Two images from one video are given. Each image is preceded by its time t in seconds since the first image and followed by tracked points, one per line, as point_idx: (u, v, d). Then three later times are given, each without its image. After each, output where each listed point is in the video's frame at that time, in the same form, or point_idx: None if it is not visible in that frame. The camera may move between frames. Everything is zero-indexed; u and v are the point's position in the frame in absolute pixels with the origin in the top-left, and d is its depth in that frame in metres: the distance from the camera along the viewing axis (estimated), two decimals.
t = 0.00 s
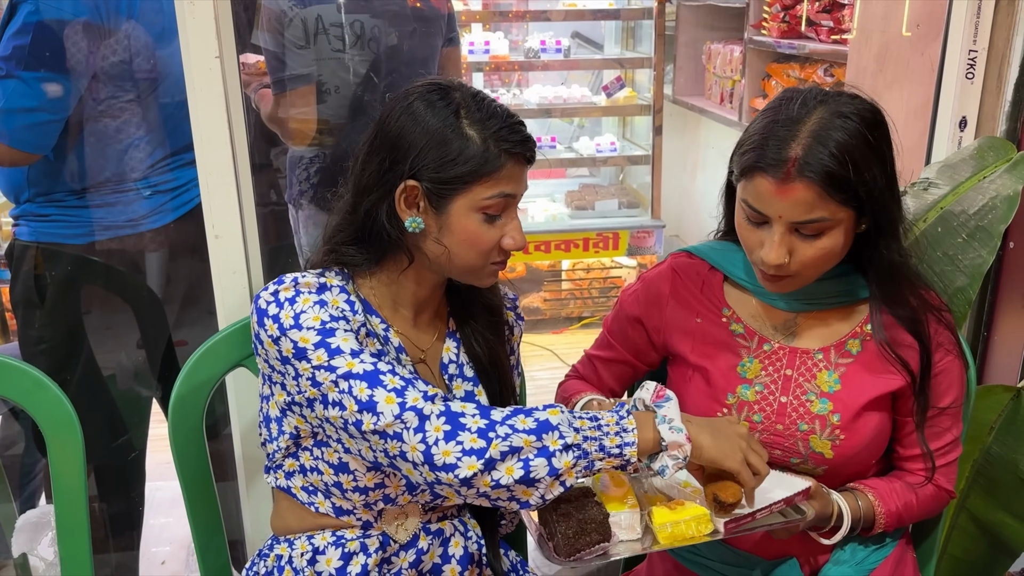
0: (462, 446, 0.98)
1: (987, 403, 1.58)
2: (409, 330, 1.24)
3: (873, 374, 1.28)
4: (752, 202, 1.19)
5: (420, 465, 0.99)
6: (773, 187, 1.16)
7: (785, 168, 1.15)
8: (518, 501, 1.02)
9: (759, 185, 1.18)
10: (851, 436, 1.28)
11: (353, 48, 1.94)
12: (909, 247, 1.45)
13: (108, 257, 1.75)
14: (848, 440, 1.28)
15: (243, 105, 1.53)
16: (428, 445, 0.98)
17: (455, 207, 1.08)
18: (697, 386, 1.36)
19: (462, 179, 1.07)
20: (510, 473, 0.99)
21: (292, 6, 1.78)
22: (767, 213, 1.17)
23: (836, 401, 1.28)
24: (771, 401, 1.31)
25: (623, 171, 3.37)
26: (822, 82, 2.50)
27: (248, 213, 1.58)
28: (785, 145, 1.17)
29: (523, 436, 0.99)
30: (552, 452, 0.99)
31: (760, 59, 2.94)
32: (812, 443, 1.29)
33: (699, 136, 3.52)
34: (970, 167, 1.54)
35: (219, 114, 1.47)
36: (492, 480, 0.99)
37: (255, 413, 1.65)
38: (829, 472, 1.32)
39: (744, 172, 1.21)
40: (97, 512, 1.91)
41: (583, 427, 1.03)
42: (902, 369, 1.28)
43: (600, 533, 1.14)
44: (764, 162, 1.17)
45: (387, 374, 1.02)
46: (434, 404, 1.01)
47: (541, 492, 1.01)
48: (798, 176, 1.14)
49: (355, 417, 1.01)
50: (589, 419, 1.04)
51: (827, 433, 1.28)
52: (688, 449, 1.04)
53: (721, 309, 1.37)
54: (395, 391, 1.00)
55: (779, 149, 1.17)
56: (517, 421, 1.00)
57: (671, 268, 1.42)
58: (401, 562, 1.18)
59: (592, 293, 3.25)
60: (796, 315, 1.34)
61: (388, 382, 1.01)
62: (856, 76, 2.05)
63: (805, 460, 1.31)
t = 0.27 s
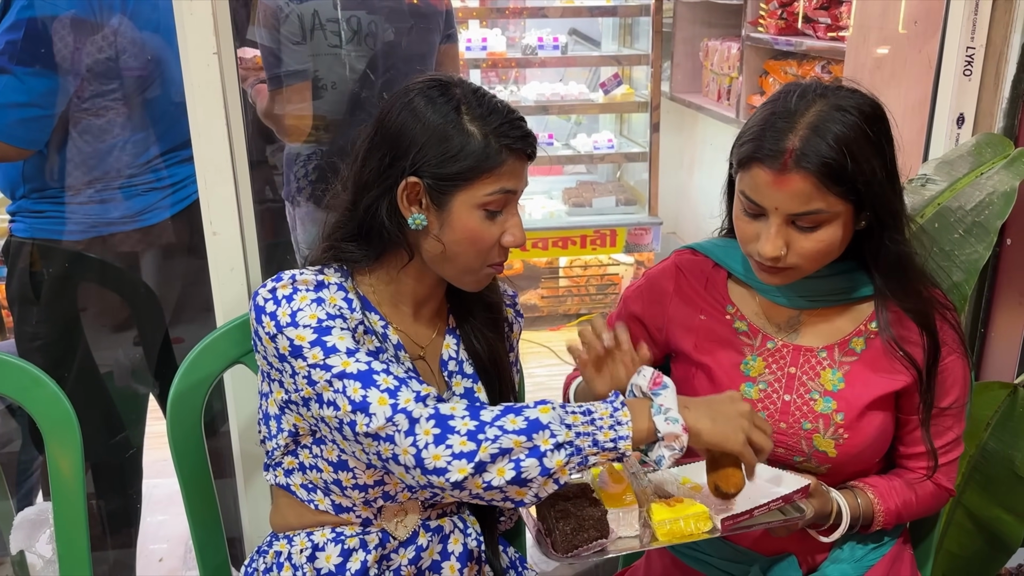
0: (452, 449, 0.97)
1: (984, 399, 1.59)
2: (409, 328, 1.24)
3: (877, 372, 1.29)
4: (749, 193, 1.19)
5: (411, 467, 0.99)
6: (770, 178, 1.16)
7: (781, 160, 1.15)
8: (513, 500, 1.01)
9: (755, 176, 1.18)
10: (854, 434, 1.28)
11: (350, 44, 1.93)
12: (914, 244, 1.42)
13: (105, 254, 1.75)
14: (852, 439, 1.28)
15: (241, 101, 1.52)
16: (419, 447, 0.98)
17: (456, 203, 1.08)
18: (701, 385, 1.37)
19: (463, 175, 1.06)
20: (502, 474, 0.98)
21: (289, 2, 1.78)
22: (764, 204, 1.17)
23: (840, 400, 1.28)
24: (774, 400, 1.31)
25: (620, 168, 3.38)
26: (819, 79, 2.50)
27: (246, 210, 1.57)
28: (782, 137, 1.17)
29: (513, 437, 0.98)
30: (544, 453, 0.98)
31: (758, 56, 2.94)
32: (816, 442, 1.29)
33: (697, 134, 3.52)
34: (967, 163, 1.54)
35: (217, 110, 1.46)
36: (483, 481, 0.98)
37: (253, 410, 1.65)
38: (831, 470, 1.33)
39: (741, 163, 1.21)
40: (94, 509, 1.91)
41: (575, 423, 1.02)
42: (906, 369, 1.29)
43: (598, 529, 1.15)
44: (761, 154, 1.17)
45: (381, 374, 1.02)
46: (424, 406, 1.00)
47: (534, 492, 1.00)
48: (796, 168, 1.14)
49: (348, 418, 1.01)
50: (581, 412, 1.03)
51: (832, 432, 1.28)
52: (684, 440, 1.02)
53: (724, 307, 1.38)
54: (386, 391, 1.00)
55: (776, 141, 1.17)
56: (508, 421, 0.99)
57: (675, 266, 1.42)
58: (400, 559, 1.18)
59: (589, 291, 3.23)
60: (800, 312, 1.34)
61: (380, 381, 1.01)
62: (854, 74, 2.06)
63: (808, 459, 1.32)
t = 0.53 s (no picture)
0: (379, 495, 0.90)
1: (980, 394, 1.59)
2: (402, 324, 1.25)
3: (873, 365, 1.29)
4: (738, 195, 1.19)
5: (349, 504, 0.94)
6: (758, 180, 1.16)
7: (768, 162, 1.15)
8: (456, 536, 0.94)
9: (743, 179, 1.18)
10: (850, 427, 1.28)
11: (345, 40, 1.91)
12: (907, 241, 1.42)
13: (101, 250, 1.74)
14: (848, 432, 1.28)
15: (237, 97, 1.52)
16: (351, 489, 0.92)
17: (433, 187, 1.07)
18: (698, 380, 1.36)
19: (436, 156, 1.06)
20: (433, 515, 0.90)
21: None
22: (753, 206, 1.17)
23: (835, 393, 1.28)
24: (770, 394, 1.31)
25: (617, 164, 3.36)
26: (816, 75, 2.51)
27: (242, 205, 1.57)
28: (769, 139, 1.17)
29: (439, 477, 0.90)
30: (474, 491, 0.90)
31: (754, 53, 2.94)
32: (811, 435, 1.30)
33: (694, 130, 3.52)
34: (964, 158, 1.54)
35: (213, 106, 1.46)
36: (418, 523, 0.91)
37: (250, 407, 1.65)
38: (828, 463, 1.32)
39: (729, 166, 1.21)
40: (91, 506, 1.91)
41: (504, 448, 0.91)
42: (902, 362, 1.28)
43: (594, 529, 1.15)
44: (748, 156, 1.17)
45: (330, 399, 0.97)
46: (361, 447, 0.93)
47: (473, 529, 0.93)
48: (782, 168, 1.14)
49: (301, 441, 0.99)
50: (510, 436, 0.91)
51: (827, 425, 1.28)
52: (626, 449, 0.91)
53: (720, 302, 1.39)
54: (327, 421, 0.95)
55: (763, 143, 1.17)
56: (431, 461, 0.90)
57: (670, 263, 1.43)
58: (398, 555, 1.17)
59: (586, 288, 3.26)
60: (794, 306, 1.35)
61: (325, 407, 0.97)
62: (851, 70, 2.06)
63: (804, 453, 1.31)
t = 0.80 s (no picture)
0: (326, 538, 0.95)
1: (977, 391, 1.59)
2: (392, 323, 1.24)
3: (868, 362, 1.29)
4: (742, 203, 1.18)
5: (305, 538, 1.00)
6: (761, 186, 1.15)
7: (772, 170, 1.14)
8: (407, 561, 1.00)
9: (746, 187, 1.17)
10: (845, 424, 1.28)
11: (341, 37, 1.90)
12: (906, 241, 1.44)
13: (98, 248, 1.73)
14: (843, 428, 1.28)
15: (234, 95, 1.51)
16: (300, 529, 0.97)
17: (399, 175, 1.09)
18: (693, 375, 1.37)
19: (398, 142, 1.08)
20: (380, 549, 0.96)
21: None
22: (758, 213, 1.16)
23: (830, 389, 1.28)
24: (765, 389, 1.31)
25: (614, 162, 3.35)
26: (813, 72, 2.52)
27: (239, 203, 1.57)
28: (770, 145, 1.16)
29: (379, 515, 0.94)
30: (415, 523, 0.95)
31: (752, 50, 2.95)
32: (806, 431, 1.29)
33: (691, 127, 3.52)
34: (961, 154, 1.54)
35: (211, 103, 1.45)
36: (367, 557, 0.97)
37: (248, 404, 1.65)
38: (823, 460, 1.32)
39: (731, 174, 1.20)
40: (88, 504, 1.90)
41: (437, 476, 0.96)
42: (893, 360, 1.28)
43: (564, 535, 1.11)
44: (750, 165, 1.16)
45: (288, 433, 1.00)
46: (311, 487, 0.97)
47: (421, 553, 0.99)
48: (786, 174, 1.14)
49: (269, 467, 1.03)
50: (443, 462, 0.97)
51: (822, 421, 1.28)
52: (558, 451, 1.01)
53: (717, 298, 1.39)
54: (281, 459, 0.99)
55: (764, 150, 1.17)
56: (367, 500, 0.95)
57: (668, 258, 1.44)
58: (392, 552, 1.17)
59: (583, 284, 3.27)
60: (791, 304, 1.35)
61: (284, 441, 1.00)
62: (848, 67, 2.07)
63: (799, 448, 1.31)
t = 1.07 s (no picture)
0: (284, 556, 1.00)
1: (975, 389, 1.58)
2: (388, 323, 1.26)
3: (861, 362, 1.28)
4: (745, 217, 1.18)
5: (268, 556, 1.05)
6: (764, 202, 1.15)
7: (773, 185, 1.13)
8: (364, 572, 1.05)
9: (748, 203, 1.16)
10: (838, 425, 1.28)
11: (338, 35, 1.90)
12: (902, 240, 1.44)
13: (95, 248, 1.73)
14: (834, 429, 1.28)
15: (232, 95, 1.51)
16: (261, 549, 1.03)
17: (379, 175, 1.11)
18: (688, 374, 1.38)
19: (377, 141, 1.10)
20: (332, 563, 1.01)
21: None
22: (762, 227, 1.16)
23: (821, 390, 1.28)
24: (757, 389, 1.31)
25: (611, 160, 3.38)
26: (810, 71, 2.52)
27: (236, 202, 1.56)
28: (770, 159, 1.15)
29: (324, 530, 0.99)
30: (361, 533, 1.00)
31: (749, 48, 2.95)
32: (797, 431, 1.29)
33: (688, 126, 3.52)
34: (958, 153, 1.55)
35: (208, 103, 1.45)
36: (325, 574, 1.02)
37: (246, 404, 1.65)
38: (816, 459, 1.32)
39: (729, 188, 1.19)
40: (86, 503, 1.90)
41: (374, 481, 1.02)
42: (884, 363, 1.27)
43: (496, 535, 1.08)
44: (750, 180, 1.15)
45: (257, 453, 1.03)
46: (272, 507, 1.02)
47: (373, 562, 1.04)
48: (788, 189, 1.13)
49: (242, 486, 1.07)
50: (379, 469, 1.03)
51: (813, 421, 1.28)
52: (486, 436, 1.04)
53: (713, 296, 1.39)
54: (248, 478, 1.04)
55: (764, 163, 1.15)
56: (312, 516, 0.99)
57: (665, 255, 1.44)
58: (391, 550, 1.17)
59: (580, 283, 3.26)
60: (786, 304, 1.34)
61: (252, 460, 1.03)
62: (845, 66, 2.07)
63: (791, 448, 1.32)
